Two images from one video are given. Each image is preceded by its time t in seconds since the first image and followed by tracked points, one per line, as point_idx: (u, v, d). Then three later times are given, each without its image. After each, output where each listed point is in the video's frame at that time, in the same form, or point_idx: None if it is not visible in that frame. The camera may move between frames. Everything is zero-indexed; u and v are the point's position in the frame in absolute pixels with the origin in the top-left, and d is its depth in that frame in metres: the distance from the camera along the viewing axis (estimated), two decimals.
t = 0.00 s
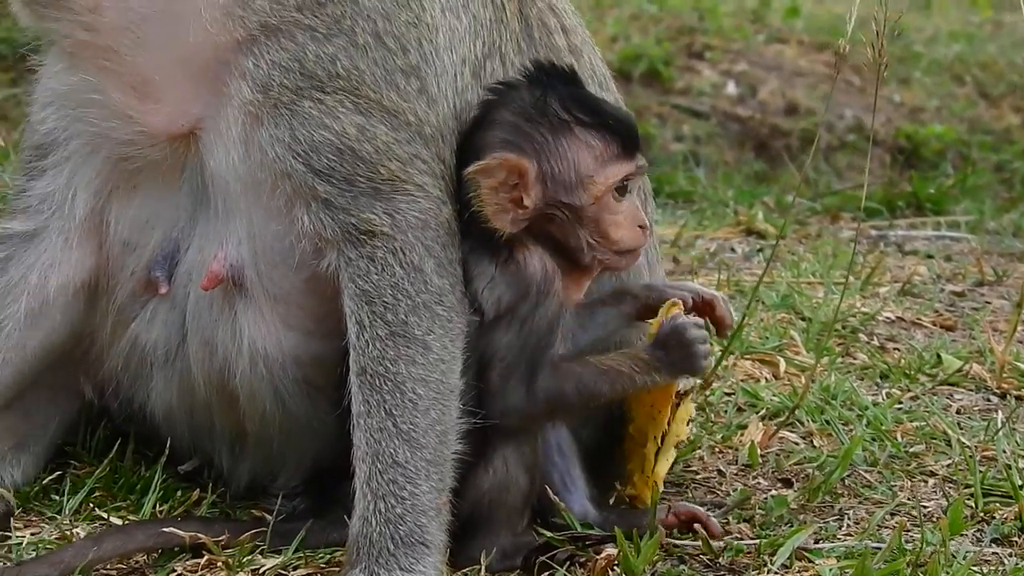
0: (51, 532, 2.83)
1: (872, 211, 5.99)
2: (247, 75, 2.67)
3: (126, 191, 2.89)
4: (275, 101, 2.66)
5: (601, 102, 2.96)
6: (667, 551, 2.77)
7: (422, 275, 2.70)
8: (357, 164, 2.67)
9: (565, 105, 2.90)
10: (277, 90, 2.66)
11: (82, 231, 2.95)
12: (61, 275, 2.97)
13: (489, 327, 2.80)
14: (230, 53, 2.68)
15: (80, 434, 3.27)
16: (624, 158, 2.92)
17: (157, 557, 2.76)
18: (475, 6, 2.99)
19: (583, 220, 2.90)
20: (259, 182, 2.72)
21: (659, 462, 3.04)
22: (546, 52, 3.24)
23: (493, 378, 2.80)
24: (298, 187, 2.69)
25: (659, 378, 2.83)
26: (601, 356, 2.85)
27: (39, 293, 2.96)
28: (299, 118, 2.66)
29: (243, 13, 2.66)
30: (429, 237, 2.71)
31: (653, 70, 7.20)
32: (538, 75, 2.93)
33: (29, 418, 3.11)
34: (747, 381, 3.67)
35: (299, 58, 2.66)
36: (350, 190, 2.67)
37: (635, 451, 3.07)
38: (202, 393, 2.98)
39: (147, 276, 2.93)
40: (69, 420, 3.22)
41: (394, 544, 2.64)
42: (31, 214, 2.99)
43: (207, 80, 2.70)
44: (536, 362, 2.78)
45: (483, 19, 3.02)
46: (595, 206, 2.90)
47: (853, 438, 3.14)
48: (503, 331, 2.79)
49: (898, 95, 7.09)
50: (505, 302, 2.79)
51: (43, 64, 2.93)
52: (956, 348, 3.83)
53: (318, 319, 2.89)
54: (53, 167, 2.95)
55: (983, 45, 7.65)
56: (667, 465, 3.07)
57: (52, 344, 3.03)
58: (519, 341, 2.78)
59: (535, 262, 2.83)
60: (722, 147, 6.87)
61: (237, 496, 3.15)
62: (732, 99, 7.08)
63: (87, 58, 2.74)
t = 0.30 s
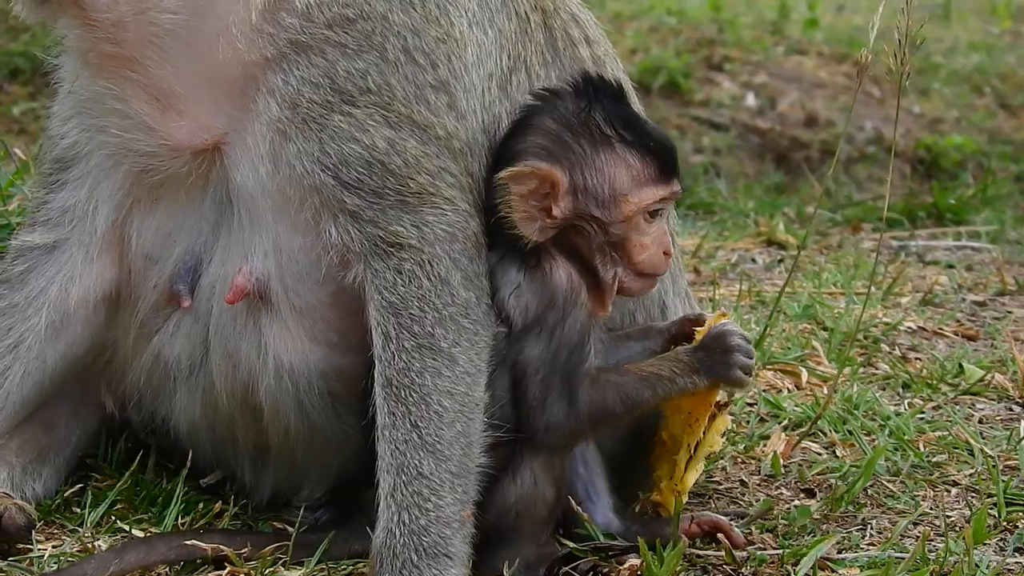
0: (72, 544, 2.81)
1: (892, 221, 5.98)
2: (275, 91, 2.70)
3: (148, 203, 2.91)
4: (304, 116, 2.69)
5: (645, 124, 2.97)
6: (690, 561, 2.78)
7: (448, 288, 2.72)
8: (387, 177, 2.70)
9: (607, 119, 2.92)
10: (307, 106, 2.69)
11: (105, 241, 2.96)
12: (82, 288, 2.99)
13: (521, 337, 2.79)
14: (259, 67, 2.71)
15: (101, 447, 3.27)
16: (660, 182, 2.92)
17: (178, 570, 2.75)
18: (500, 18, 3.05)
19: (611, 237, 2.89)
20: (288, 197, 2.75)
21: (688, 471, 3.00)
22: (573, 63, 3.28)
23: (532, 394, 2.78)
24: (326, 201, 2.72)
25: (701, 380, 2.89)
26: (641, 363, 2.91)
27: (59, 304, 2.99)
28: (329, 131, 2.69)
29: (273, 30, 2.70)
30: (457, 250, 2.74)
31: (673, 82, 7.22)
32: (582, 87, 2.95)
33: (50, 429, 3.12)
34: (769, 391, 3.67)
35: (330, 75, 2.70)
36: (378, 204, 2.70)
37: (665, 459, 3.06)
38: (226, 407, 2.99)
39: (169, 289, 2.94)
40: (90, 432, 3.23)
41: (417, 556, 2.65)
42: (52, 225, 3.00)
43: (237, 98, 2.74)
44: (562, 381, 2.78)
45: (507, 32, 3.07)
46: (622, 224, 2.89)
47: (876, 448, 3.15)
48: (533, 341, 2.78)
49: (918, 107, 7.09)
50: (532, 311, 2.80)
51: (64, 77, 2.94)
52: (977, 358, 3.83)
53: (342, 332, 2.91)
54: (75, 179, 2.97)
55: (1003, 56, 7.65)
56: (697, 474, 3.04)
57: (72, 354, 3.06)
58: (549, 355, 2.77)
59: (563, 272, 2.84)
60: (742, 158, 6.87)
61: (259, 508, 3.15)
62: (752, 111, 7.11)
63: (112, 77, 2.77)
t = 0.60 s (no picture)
0: (79, 551, 2.82)
1: (900, 225, 5.98)
2: (280, 97, 2.70)
3: (155, 210, 2.93)
4: (310, 122, 2.70)
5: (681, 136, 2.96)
6: (697, 565, 2.78)
7: (454, 292, 2.73)
8: (392, 181, 2.70)
9: (663, 144, 2.88)
10: (312, 111, 2.69)
11: (112, 248, 2.98)
12: (89, 295, 3.01)
13: (534, 351, 2.78)
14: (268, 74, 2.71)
15: (108, 453, 3.27)
16: (693, 228, 2.89)
17: None
18: (507, 22, 3.07)
19: (636, 263, 2.84)
20: (294, 203, 2.76)
21: (706, 494, 3.01)
22: (579, 67, 3.29)
23: (558, 402, 2.76)
24: (332, 206, 2.73)
25: (744, 420, 2.82)
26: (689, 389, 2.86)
27: (66, 311, 3.01)
28: (334, 136, 2.70)
29: (278, 36, 2.70)
30: (463, 254, 2.75)
31: (682, 88, 7.22)
32: (640, 110, 2.92)
33: (57, 436, 3.12)
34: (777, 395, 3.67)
35: (336, 80, 2.70)
36: (384, 208, 2.71)
37: (694, 467, 3.04)
38: (235, 413, 3.00)
39: (178, 295, 2.95)
40: (98, 438, 3.24)
41: (424, 560, 2.65)
42: (59, 232, 3.01)
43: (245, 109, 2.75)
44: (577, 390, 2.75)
45: (514, 37, 3.09)
46: (653, 256, 2.85)
47: (884, 451, 3.14)
48: (547, 352, 2.77)
49: (927, 112, 7.09)
50: (542, 318, 2.78)
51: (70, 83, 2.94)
52: (985, 361, 3.82)
53: (349, 336, 2.92)
54: (81, 186, 2.97)
55: (1012, 61, 7.65)
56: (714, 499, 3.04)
57: (80, 361, 3.08)
58: (566, 365, 2.76)
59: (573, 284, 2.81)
60: (751, 163, 6.86)
61: (266, 514, 3.15)
62: (761, 117, 7.11)
63: (119, 86, 2.78)
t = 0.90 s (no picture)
0: (80, 554, 2.84)
1: (902, 225, 5.98)
2: (284, 102, 2.72)
3: (153, 213, 2.94)
4: (314, 125, 2.71)
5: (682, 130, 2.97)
6: (698, 564, 2.78)
7: (456, 293, 2.73)
8: (396, 182, 2.72)
9: (673, 149, 2.89)
10: (316, 115, 2.71)
11: (110, 249, 2.99)
12: (87, 296, 3.02)
13: (538, 348, 2.77)
14: (271, 79, 2.72)
15: (108, 456, 3.28)
16: (700, 237, 2.89)
17: None
18: (507, 21, 3.08)
19: (642, 267, 2.84)
20: (297, 206, 2.78)
21: (707, 503, 2.98)
22: (579, 65, 3.30)
23: (564, 400, 2.77)
24: (335, 207, 2.74)
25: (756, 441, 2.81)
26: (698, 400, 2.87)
27: (65, 313, 3.02)
28: (338, 138, 2.71)
29: (284, 42, 2.72)
30: (465, 254, 2.75)
31: (685, 90, 7.23)
32: (652, 116, 2.94)
33: (57, 439, 3.13)
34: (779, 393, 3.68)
35: (341, 83, 2.72)
36: (387, 209, 2.72)
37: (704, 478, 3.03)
38: (234, 414, 3.00)
39: (176, 297, 2.96)
40: (98, 441, 3.25)
41: (425, 560, 2.65)
42: (56, 235, 3.02)
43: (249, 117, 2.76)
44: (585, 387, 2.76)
45: (515, 36, 3.10)
46: (658, 260, 2.85)
47: (885, 448, 3.15)
48: (551, 349, 2.77)
49: (929, 112, 7.09)
50: (546, 314, 2.77)
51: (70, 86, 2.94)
52: (986, 358, 3.82)
53: (350, 337, 2.93)
54: (78, 188, 2.98)
55: (1014, 61, 7.64)
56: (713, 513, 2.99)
57: (78, 363, 3.09)
58: (570, 362, 2.76)
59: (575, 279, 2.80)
60: (754, 165, 6.86)
61: (266, 516, 3.15)
62: (764, 118, 7.12)
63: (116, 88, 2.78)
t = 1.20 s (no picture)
0: (77, 557, 2.84)
1: (901, 223, 5.98)
2: (287, 108, 2.72)
3: (149, 213, 2.94)
4: (315, 130, 2.71)
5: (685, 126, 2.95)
6: (696, 565, 2.78)
7: (455, 296, 2.73)
8: (396, 185, 2.72)
9: (675, 158, 2.87)
10: (317, 121, 2.71)
11: (106, 251, 3.00)
12: (82, 299, 3.02)
13: (534, 350, 2.76)
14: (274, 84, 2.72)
15: (107, 458, 3.28)
16: (704, 245, 2.86)
17: None
18: (507, 26, 3.07)
19: (643, 275, 2.82)
20: (295, 209, 2.78)
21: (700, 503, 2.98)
22: (576, 66, 3.30)
23: (557, 405, 2.76)
24: (334, 210, 2.73)
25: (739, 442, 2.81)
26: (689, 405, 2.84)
27: (60, 315, 3.02)
28: (339, 142, 2.71)
29: (290, 50, 2.72)
30: (464, 258, 2.75)
31: (686, 86, 7.21)
32: (656, 125, 2.91)
33: (55, 441, 3.14)
34: (777, 393, 3.68)
35: (345, 88, 2.72)
36: (386, 213, 2.72)
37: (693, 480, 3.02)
38: (230, 417, 3.01)
39: (172, 298, 2.97)
40: (96, 443, 3.25)
41: (423, 563, 2.66)
42: (51, 237, 3.02)
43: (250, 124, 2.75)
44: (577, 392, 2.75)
45: (514, 41, 3.09)
46: (659, 268, 2.82)
47: (882, 448, 3.15)
48: (547, 351, 2.75)
49: (930, 108, 7.08)
50: (545, 318, 2.76)
51: (73, 90, 2.95)
52: (984, 358, 3.82)
53: (348, 341, 2.93)
54: (75, 191, 2.98)
55: (1015, 57, 7.63)
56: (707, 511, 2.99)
57: (74, 365, 3.09)
58: (566, 366, 2.75)
59: (574, 285, 2.78)
60: (756, 161, 6.85)
61: (264, 518, 3.16)
62: (765, 115, 7.11)
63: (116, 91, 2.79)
